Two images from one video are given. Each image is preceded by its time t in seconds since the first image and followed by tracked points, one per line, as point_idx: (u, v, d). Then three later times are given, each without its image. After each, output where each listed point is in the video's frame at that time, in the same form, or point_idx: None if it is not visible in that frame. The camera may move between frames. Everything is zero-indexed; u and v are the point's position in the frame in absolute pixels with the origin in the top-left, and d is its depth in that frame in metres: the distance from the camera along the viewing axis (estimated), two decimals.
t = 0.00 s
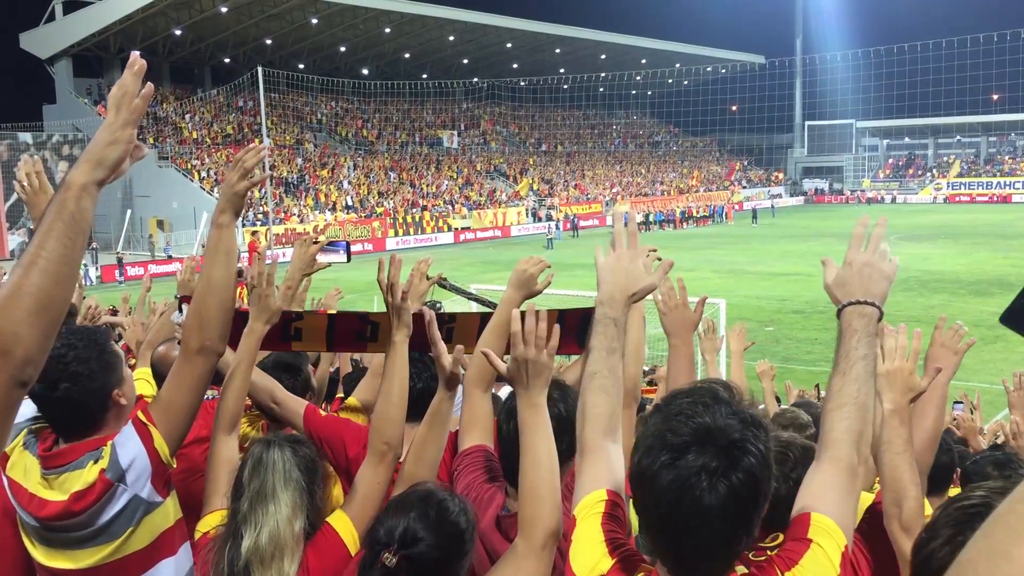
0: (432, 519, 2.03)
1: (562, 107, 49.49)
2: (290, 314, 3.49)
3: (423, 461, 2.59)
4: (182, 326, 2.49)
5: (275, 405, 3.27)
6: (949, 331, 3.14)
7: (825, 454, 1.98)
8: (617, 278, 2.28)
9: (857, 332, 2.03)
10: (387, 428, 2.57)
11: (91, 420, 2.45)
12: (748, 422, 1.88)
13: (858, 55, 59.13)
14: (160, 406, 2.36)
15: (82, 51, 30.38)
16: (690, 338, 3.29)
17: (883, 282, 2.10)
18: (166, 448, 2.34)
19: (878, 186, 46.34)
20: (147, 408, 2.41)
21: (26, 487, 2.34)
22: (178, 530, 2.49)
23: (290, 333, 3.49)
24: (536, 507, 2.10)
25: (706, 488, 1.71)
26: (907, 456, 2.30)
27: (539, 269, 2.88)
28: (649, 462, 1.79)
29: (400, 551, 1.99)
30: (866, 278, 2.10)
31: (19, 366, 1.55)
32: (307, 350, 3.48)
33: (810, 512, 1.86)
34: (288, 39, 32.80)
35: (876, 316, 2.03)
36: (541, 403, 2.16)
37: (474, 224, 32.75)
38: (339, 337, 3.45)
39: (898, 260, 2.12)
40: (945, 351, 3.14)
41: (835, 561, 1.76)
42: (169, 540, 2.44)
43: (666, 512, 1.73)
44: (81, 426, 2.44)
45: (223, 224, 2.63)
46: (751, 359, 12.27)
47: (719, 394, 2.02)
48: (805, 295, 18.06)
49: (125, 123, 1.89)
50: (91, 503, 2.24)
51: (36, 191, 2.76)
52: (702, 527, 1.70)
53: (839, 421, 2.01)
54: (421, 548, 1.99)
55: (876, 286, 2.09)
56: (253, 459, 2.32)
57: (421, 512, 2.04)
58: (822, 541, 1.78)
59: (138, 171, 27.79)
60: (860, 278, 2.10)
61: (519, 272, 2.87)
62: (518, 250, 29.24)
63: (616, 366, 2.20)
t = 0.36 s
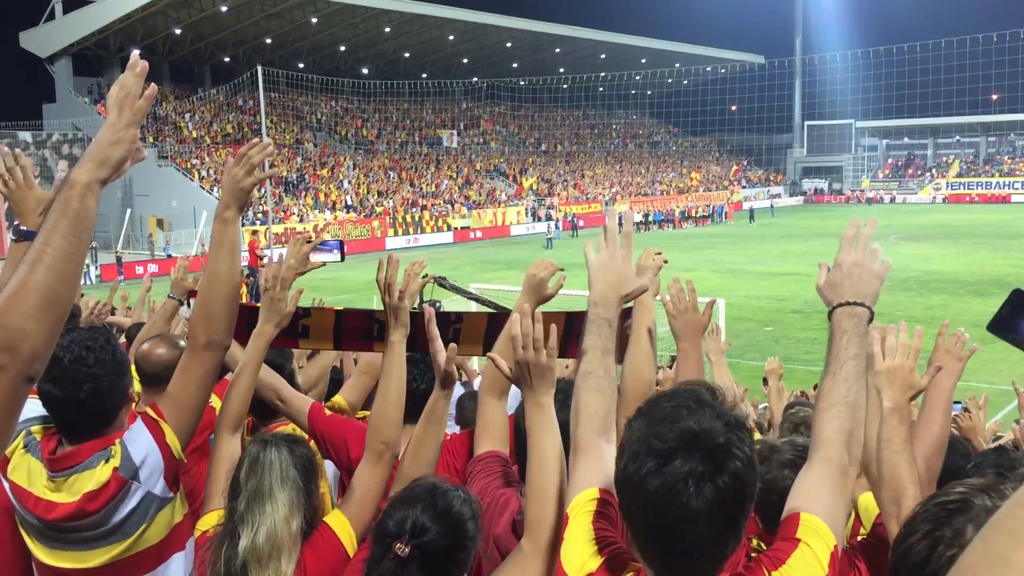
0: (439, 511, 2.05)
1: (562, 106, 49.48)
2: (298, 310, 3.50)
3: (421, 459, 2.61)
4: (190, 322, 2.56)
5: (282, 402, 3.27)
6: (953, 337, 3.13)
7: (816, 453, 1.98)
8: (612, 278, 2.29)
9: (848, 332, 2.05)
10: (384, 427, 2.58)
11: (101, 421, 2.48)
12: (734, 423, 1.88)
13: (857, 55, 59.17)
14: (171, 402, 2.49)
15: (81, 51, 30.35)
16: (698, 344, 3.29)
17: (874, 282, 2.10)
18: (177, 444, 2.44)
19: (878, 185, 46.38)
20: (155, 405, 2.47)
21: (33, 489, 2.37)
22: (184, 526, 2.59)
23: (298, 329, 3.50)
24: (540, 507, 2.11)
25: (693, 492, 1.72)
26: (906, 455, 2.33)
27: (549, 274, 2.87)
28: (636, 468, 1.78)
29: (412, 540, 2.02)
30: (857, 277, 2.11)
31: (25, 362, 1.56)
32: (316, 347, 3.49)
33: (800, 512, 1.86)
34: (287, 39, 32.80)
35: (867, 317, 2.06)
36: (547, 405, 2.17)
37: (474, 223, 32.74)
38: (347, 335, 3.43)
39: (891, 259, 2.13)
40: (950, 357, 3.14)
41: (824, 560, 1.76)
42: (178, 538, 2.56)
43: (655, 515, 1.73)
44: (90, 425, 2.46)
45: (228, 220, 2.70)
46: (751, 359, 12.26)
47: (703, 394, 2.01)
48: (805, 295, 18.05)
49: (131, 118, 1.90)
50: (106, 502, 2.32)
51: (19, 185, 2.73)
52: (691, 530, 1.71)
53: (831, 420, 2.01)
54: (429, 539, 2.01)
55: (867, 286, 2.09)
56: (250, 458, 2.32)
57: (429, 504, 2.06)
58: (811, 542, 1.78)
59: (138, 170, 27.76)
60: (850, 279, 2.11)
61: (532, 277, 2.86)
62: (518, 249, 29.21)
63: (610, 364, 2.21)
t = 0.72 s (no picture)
0: (444, 510, 2.04)
1: (565, 107, 49.46)
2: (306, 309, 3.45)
3: (424, 462, 2.60)
4: (199, 324, 2.56)
5: (286, 401, 3.25)
6: (955, 340, 3.11)
7: (817, 452, 1.97)
8: (619, 277, 2.29)
9: (848, 330, 2.04)
10: (382, 427, 2.58)
11: (105, 425, 2.47)
12: (733, 423, 1.87)
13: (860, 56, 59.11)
14: (180, 402, 2.47)
15: (84, 52, 30.39)
16: (708, 348, 3.28)
17: (874, 279, 2.09)
18: (186, 446, 2.44)
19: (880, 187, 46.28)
20: (165, 408, 2.48)
21: (39, 493, 2.36)
22: (190, 529, 2.59)
23: (307, 330, 3.45)
24: (543, 504, 2.09)
25: (689, 489, 1.71)
26: (908, 452, 2.32)
27: (569, 279, 2.83)
28: (633, 463, 1.78)
29: (418, 536, 2.01)
30: (857, 275, 2.10)
31: (28, 361, 1.56)
32: (323, 347, 3.46)
33: (796, 511, 1.85)
34: (290, 40, 32.80)
35: (869, 315, 2.05)
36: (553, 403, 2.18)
37: (476, 224, 32.72)
38: (354, 335, 3.44)
39: (896, 256, 2.12)
40: (953, 361, 3.10)
41: (821, 559, 1.75)
42: (183, 541, 2.55)
43: (651, 512, 1.72)
44: (94, 429, 2.45)
45: (238, 224, 2.73)
46: (753, 360, 12.24)
47: (705, 394, 2.00)
48: (807, 296, 18.02)
49: (128, 115, 1.90)
50: (113, 505, 2.32)
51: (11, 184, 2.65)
52: (687, 528, 1.70)
53: (832, 418, 2.00)
54: (435, 535, 2.01)
55: (868, 283, 2.08)
56: (250, 460, 2.30)
57: (435, 502, 2.05)
58: (808, 542, 1.77)
59: (141, 172, 27.80)
60: (850, 276, 2.11)
61: (547, 281, 2.84)
62: (519, 250, 29.19)
63: (617, 364, 2.20)
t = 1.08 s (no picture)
0: (444, 510, 2.03)
1: (565, 107, 49.41)
2: (305, 309, 3.44)
3: (421, 462, 2.58)
4: (204, 327, 2.58)
5: (285, 400, 3.24)
6: (962, 339, 3.06)
7: (823, 453, 1.95)
8: (620, 280, 2.26)
9: (859, 331, 2.02)
10: (381, 429, 2.57)
11: (104, 426, 2.45)
12: (736, 423, 1.86)
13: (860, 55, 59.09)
14: (179, 405, 2.47)
15: (84, 52, 30.38)
16: (712, 348, 3.25)
17: (884, 282, 2.08)
18: (186, 446, 2.43)
19: (881, 186, 46.28)
20: (166, 409, 2.48)
21: (37, 494, 2.35)
22: (188, 531, 2.57)
23: (305, 330, 3.44)
24: (545, 504, 2.08)
25: (694, 487, 1.69)
26: (910, 446, 2.29)
27: (565, 283, 2.82)
28: (639, 458, 1.77)
29: (417, 537, 2.00)
30: (870, 276, 2.09)
31: (45, 367, 1.56)
32: (322, 346, 3.44)
33: (804, 512, 1.83)
34: (290, 40, 32.78)
35: (879, 316, 2.03)
36: (554, 404, 2.16)
37: (477, 224, 32.76)
38: (353, 335, 3.41)
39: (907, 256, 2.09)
40: (961, 361, 3.03)
41: (828, 559, 1.73)
42: (182, 542, 2.54)
43: (655, 508, 1.70)
44: (92, 431, 2.43)
45: (242, 226, 2.72)
46: (753, 359, 12.23)
47: (712, 393, 1.99)
48: (808, 295, 18.02)
49: (140, 122, 1.90)
50: (112, 507, 2.31)
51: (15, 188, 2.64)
52: (694, 525, 1.69)
53: (839, 417, 1.98)
54: (435, 536, 1.99)
55: (880, 284, 2.07)
56: (248, 461, 2.29)
57: (436, 503, 2.04)
58: (815, 542, 1.75)
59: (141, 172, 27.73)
60: (862, 276, 2.09)
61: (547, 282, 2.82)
62: (520, 250, 29.20)
63: (617, 367, 2.18)
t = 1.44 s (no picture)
0: (440, 511, 2.03)
1: (565, 109, 49.41)
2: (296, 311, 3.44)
3: (413, 465, 2.59)
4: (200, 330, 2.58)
5: (278, 403, 3.25)
6: (958, 339, 3.08)
7: (829, 453, 1.95)
8: (617, 283, 2.25)
9: (861, 334, 2.02)
10: (371, 430, 2.57)
11: (99, 428, 2.46)
12: (739, 423, 1.85)
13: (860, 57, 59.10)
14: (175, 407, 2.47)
15: (84, 54, 30.36)
16: (712, 350, 3.25)
17: (885, 284, 2.09)
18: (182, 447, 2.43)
19: (880, 188, 46.31)
20: (164, 411, 2.49)
21: (35, 496, 2.36)
22: (184, 533, 2.58)
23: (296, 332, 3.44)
24: (536, 503, 2.08)
25: (705, 488, 1.69)
26: (920, 449, 2.30)
27: (562, 281, 2.86)
28: (648, 461, 1.77)
29: (412, 538, 2.00)
30: (869, 279, 2.10)
31: (50, 364, 1.59)
32: (314, 349, 3.43)
33: (810, 512, 1.83)
34: (290, 42, 32.77)
35: (881, 319, 2.03)
36: (547, 403, 2.15)
37: (476, 226, 32.80)
38: (345, 337, 3.40)
39: (907, 259, 2.10)
40: (958, 362, 3.05)
41: (835, 561, 1.73)
42: (179, 544, 2.55)
43: (665, 510, 1.71)
44: (88, 433, 2.44)
45: (238, 228, 2.72)
46: (752, 361, 12.25)
47: (714, 394, 1.99)
48: (807, 297, 18.04)
49: (149, 123, 1.91)
50: (108, 509, 2.32)
51: (21, 193, 2.67)
52: (703, 526, 1.68)
53: (843, 419, 1.99)
54: (429, 537, 1.99)
55: (880, 288, 2.08)
56: (239, 464, 2.29)
57: (431, 504, 2.03)
58: (823, 543, 1.75)
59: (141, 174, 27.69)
60: (863, 281, 2.10)
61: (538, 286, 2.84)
62: (519, 252, 29.24)
63: (616, 370, 2.19)
